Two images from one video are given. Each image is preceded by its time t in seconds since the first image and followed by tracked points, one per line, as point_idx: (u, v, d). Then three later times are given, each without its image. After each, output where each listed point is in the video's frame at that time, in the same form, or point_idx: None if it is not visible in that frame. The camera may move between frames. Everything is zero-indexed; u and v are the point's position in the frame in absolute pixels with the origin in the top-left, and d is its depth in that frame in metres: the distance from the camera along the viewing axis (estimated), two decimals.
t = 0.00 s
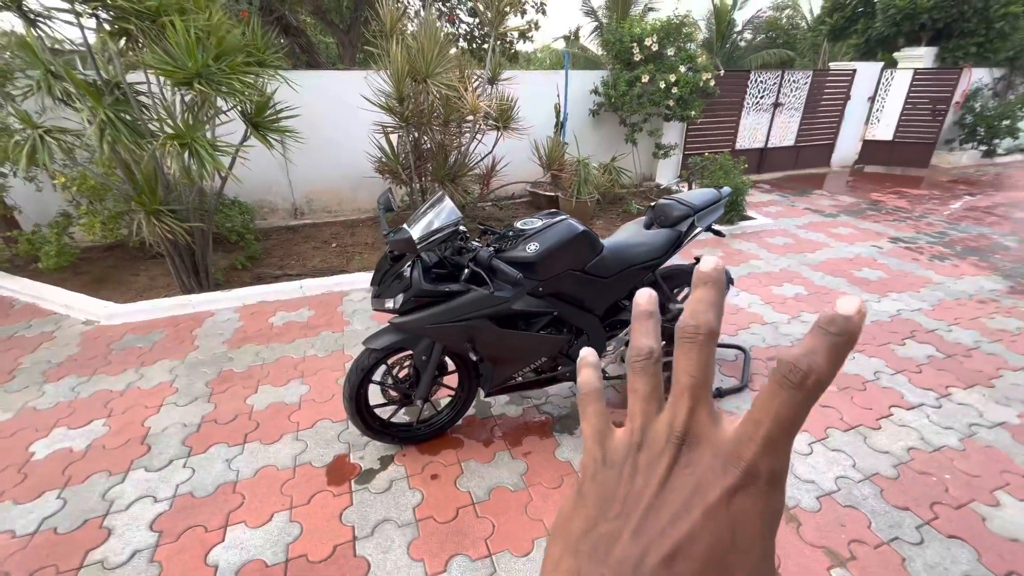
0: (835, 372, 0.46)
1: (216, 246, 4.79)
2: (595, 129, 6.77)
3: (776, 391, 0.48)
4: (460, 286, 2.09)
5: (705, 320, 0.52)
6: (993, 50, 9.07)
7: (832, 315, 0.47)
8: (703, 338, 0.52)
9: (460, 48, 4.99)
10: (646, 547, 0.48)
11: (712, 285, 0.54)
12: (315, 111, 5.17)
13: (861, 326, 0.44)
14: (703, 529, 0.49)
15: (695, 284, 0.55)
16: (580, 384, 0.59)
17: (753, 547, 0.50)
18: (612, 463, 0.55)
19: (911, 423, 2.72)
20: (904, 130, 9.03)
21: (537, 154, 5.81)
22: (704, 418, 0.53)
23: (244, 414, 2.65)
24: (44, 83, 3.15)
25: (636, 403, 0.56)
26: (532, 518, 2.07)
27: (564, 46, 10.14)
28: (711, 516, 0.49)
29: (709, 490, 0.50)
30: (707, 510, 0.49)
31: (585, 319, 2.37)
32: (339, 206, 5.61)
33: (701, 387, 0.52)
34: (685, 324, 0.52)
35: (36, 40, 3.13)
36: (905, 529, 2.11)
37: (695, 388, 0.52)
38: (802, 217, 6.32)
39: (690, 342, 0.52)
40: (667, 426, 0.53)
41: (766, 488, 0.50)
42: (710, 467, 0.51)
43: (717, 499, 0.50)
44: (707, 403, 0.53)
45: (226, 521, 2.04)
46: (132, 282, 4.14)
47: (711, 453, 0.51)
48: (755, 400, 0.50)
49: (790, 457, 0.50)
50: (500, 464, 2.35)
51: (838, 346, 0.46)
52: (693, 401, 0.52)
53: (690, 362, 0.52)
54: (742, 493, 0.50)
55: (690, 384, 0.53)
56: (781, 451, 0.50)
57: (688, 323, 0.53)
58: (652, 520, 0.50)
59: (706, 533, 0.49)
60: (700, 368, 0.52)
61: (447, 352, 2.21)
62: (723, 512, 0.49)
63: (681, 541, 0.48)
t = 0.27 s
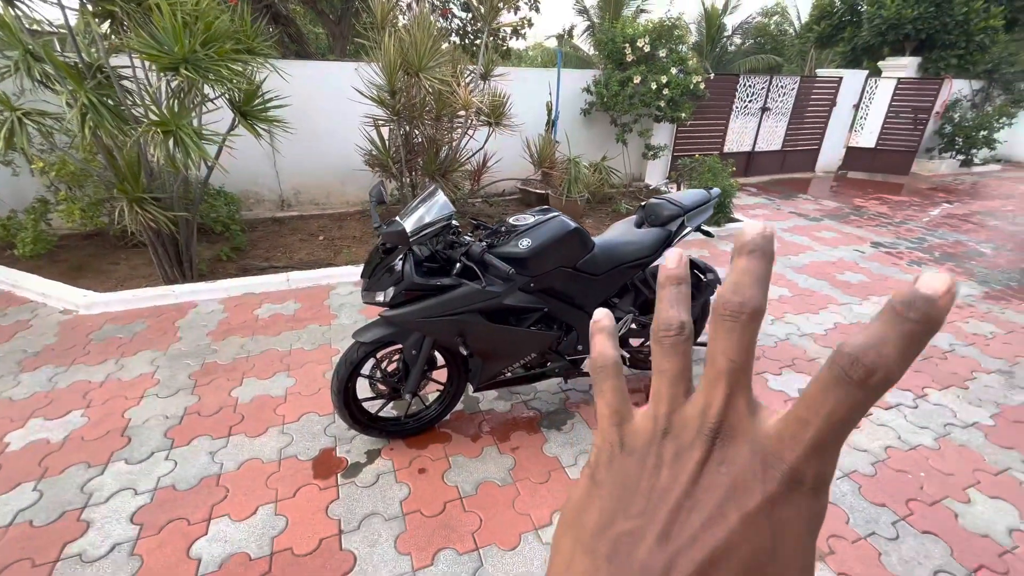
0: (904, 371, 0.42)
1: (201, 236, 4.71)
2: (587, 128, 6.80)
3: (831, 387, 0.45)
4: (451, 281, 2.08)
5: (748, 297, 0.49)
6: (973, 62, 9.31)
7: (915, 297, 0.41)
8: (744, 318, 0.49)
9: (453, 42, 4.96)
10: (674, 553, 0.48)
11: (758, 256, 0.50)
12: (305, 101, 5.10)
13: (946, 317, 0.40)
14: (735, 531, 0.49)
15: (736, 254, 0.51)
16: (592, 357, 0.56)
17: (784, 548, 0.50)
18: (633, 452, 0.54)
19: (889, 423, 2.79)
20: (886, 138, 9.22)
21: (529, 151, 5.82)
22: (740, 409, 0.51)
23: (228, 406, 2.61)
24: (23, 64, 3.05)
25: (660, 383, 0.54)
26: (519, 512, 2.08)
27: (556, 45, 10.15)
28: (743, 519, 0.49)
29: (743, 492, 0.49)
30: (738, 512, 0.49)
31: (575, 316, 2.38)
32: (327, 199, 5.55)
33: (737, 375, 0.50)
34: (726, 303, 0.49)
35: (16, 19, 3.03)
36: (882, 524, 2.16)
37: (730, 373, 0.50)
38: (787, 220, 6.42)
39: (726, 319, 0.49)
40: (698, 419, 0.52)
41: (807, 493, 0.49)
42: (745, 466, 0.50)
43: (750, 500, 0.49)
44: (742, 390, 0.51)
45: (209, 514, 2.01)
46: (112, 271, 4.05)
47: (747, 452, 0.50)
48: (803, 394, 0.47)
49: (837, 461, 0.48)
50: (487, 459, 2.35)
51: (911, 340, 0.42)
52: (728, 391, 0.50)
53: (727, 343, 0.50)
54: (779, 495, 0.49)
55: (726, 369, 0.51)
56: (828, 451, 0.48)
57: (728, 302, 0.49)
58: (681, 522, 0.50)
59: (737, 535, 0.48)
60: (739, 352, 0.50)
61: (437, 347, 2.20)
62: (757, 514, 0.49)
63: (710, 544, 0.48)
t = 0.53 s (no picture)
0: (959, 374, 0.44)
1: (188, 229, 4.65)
2: (579, 124, 6.81)
3: (887, 386, 0.46)
4: (445, 276, 2.09)
5: (808, 291, 0.50)
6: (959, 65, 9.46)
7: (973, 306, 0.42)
8: (798, 312, 0.50)
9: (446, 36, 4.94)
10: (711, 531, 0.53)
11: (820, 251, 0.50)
12: (295, 93, 5.05)
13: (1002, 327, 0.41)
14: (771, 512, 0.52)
15: (797, 249, 0.51)
16: (627, 332, 0.57)
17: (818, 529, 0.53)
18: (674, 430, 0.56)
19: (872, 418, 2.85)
20: (874, 138, 9.33)
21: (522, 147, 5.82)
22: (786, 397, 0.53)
23: (219, 400, 2.60)
24: (7, 51, 2.99)
25: (705, 367, 0.55)
26: (510, 505, 2.10)
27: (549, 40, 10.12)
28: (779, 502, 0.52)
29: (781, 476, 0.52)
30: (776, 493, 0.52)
31: (567, 312, 2.39)
32: (318, 192, 5.51)
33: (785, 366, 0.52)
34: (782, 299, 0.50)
35: None
36: (863, 516, 2.22)
37: (778, 363, 0.52)
38: (776, 219, 6.50)
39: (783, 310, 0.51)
40: (742, 404, 0.54)
41: (845, 482, 0.52)
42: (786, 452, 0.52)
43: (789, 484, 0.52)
44: (788, 382, 0.53)
45: (201, 508, 2.01)
46: (99, 263, 4.00)
47: (787, 439, 0.53)
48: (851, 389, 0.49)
49: (877, 456, 0.50)
50: (480, 453, 2.37)
51: (965, 344, 0.43)
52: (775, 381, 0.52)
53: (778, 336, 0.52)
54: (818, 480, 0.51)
55: (777, 360, 0.52)
56: (871, 442, 0.50)
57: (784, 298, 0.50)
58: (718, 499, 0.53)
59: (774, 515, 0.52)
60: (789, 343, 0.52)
61: (430, 342, 2.21)
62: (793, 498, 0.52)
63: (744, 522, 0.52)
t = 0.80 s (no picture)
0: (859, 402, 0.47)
1: (172, 217, 4.58)
2: (569, 112, 6.77)
3: (793, 409, 0.48)
4: (429, 264, 2.08)
5: (737, 323, 0.51)
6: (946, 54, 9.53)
7: (874, 343, 0.47)
8: (731, 342, 0.51)
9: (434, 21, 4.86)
10: (637, 537, 0.46)
11: (749, 293, 0.53)
12: (280, 78, 4.97)
13: (896, 363, 0.45)
14: (700, 528, 0.47)
15: (730, 288, 0.54)
16: (584, 356, 0.56)
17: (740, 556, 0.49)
18: (608, 443, 0.53)
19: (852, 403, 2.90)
20: (862, 126, 9.36)
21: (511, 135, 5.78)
22: (716, 417, 0.52)
23: (203, 390, 2.58)
24: None
25: (644, 386, 0.54)
26: (495, 492, 2.12)
27: (540, 26, 10.01)
28: (706, 515, 0.48)
29: (707, 490, 0.49)
30: (704, 508, 0.48)
31: (553, 299, 2.39)
32: (304, 180, 5.44)
33: (716, 388, 0.51)
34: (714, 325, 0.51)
35: None
36: (841, 498, 2.26)
37: (709, 384, 0.51)
38: (764, 207, 6.53)
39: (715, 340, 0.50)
40: (672, 417, 0.52)
41: (762, 502, 0.50)
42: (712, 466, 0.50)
43: (714, 501, 0.49)
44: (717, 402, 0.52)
45: (184, 497, 2.00)
46: (79, 252, 3.93)
47: (713, 455, 0.50)
48: (766, 413, 0.50)
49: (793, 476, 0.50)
50: (465, 440, 2.38)
51: (862, 376, 0.46)
52: (706, 399, 0.51)
53: (707, 360, 0.51)
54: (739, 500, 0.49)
55: (709, 383, 0.51)
56: (784, 467, 0.50)
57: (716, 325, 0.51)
58: (645, 509, 0.48)
59: (702, 530, 0.47)
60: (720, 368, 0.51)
61: (415, 330, 2.20)
62: (717, 515, 0.48)
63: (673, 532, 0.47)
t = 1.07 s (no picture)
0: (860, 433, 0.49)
1: (158, 216, 4.52)
2: (561, 110, 6.77)
3: (794, 434, 0.51)
4: (417, 262, 2.07)
5: (752, 341, 0.54)
6: (933, 52, 9.63)
7: (884, 376, 0.47)
8: (748, 363, 0.53)
9: (424, 18, 4.84)
10: (636, 536, 0.47)
11: (768, 313, 0.55)
12: (268, 76, 4.92)
13: (905, 398, 0.46)
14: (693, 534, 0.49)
15: (750, 308, 0.55)
16: (599, 351, 0.56)
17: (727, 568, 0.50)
18: (612, 445, 0.55)
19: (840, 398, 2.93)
20: (850, 124, 9.46)
21: (502, 132, 5.77)
22: (721, 432, 0.54)
23: (190, 391, 2.55)
24: None
25: (656, 395, 0.56)
26: (486, 490, 2.11)
27: (531, 24, 9.99)
28: (700, 524, 0.49)
29: (703, 501, 0.51)
30: (699, 517, 0.49)
31: (543, 297, 2.39)
32: (293, 178, 5.40)
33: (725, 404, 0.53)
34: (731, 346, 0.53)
35: None
36: (829, 492, 2.28)
37: (718, 399, 0.54)
38: (754, 205, 6.57)
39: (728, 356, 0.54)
40: (678, 427, 0.54)
41: (754, 518, 0.52)
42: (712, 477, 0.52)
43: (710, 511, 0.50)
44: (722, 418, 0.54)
45: (170, 499, 1.98)
46: (64, 252, 3.87)
47: (712, 468, 0.52)
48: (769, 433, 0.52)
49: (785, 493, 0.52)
50: (456, 439, 2.37)
51: (865, 408, 0.49)
52: (714, 413, 0.53)
53: (719, 376, 0.54)
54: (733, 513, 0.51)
55: (716, 399, 0.54)
56: (782, 485, 0.52)
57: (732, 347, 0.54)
58: (646, 511, 0.49)
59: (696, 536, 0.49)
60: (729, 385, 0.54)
61: (404, 329, 2.19)
62: (710, 525, 0.50)
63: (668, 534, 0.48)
